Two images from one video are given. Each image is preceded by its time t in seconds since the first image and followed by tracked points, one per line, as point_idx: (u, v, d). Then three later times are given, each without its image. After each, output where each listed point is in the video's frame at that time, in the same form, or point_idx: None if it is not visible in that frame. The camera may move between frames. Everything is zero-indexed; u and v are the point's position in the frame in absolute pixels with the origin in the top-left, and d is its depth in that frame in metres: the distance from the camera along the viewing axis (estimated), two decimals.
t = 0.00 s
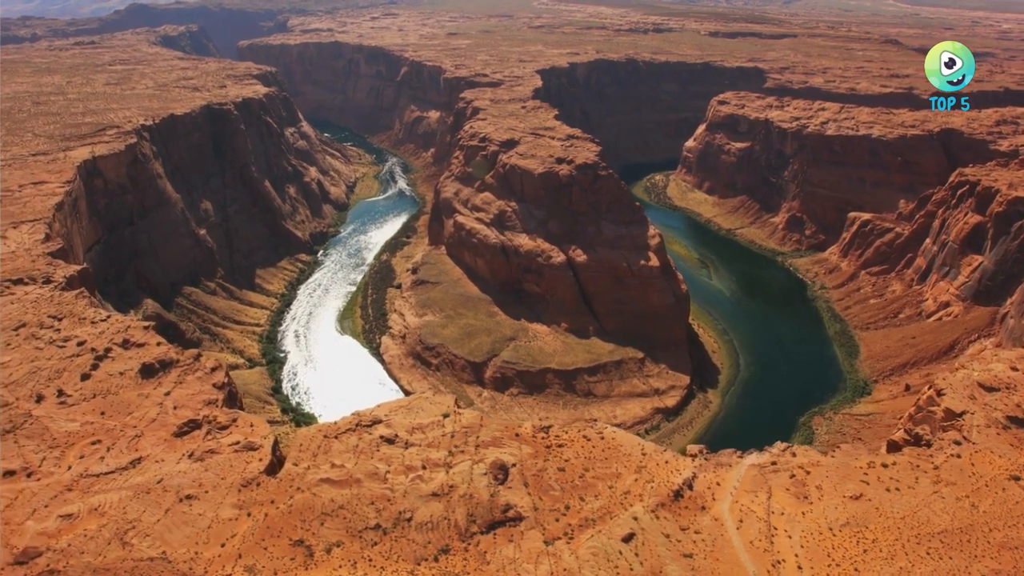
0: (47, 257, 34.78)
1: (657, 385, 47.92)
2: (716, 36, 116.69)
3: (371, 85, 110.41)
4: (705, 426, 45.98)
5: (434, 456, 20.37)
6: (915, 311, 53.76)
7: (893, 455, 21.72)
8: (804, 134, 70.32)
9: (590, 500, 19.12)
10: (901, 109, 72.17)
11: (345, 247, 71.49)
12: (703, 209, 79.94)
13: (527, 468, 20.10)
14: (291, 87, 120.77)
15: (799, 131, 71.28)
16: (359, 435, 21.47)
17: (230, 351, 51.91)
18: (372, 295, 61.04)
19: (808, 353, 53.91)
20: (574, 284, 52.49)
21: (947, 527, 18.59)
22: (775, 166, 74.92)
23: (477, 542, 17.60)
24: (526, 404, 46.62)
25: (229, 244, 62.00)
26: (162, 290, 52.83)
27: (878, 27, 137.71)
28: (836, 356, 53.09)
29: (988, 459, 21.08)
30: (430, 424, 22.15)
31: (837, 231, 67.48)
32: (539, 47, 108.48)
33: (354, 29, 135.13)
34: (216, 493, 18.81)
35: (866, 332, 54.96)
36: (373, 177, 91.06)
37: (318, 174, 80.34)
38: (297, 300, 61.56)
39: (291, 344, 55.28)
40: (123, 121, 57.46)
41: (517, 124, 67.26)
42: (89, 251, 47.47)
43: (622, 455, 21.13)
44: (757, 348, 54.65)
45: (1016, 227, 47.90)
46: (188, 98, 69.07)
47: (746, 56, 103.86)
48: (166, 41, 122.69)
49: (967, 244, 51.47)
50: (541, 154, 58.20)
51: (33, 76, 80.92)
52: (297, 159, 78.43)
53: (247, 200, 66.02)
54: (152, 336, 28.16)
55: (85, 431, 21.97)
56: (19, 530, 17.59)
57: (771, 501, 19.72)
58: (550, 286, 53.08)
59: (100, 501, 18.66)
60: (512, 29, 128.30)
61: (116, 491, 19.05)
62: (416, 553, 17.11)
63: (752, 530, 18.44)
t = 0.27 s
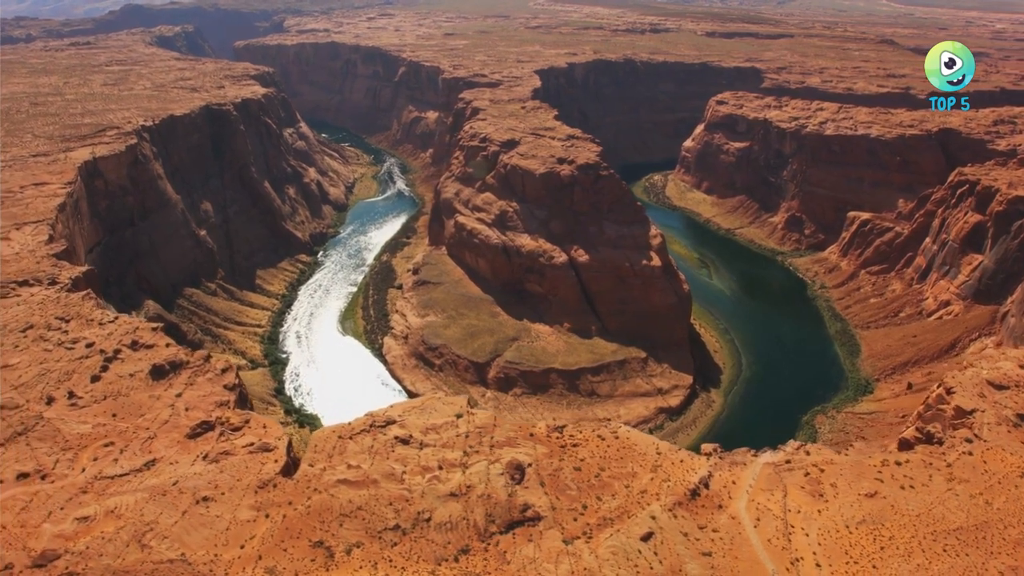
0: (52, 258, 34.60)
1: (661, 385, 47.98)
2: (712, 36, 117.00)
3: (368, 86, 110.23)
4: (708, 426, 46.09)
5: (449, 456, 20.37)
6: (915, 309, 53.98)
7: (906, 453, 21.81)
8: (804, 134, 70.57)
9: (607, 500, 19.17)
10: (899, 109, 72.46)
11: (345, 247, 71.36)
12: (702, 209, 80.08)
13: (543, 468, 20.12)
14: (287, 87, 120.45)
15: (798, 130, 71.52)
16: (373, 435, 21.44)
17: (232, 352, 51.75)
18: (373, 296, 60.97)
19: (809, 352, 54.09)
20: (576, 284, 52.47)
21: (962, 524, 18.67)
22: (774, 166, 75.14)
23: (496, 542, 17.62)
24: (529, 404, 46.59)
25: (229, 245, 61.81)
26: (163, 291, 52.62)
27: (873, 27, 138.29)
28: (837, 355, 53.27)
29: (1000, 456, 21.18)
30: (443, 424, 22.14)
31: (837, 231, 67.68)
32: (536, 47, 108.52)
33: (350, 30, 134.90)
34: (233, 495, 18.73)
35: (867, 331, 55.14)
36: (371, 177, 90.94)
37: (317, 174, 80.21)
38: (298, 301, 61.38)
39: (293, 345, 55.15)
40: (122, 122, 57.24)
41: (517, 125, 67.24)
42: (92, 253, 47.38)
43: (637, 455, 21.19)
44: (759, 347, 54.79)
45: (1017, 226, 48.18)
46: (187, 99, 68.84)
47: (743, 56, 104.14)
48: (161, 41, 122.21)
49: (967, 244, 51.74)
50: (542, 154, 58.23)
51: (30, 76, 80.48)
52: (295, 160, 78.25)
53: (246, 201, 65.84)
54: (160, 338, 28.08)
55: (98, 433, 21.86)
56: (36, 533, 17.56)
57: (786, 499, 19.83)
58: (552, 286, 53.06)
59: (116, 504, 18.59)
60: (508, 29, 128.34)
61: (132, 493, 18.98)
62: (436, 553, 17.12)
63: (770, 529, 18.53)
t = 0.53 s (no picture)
0: (55, 260, 34.51)
1: (664, 384, 48.05)
2: (709, 36, 117.27)
3: (365, 86, 110.09)
4: (710, 425, 46.19)
5: (463, 456, 20.41)
6: (915, 308, 54.17)
7: (917, 451, 21.93)
8: (802, 134, 70.78)
9: (622, 499, 19.22)
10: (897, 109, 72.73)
11: (345, 248, 71.22)
12: (701, 208, 80.20)
13: (557, 468, 20.17)
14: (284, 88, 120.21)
15: (797, 130, 71.74)
16: (386, 436, 21.42)
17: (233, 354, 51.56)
18: (374, 296, 60.87)
19: (810, 351, 54.24)
20: (578, 284, 52.49)
21: (975, 521, 18.78)
22: (772, 166, 75.33)
23: (512, 542, 17.63)
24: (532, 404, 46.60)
25: (229, 246, 61.65)
26: (164, 292, 52.40)
27: (869, 27, 138.75)
28: (839, 354, 53.40)
29: (1010, 454, 21.30)
30: (454, 425, 22.16)
31: (836, 230, 67.89)
32: (534, 48, 108.57)
33: (347, 30, 134.74)
34: (247, 497, 18.69)
35: (867, 330, 55.29)
36: (369, 178, 90.83)
37: (316, 175, 80.05)
38: (298, 302, 61.20)
39: (294, 347, 55.00)
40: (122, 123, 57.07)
41: (517, 125, 67.23)
42: (92, 254, 47.09)
43: (650, 454, 21.29)
44: (760, 347, 54.88)
45: (1016, 225, 48.45)
46: (186, 100, 68.67)
47: (740, 56, 104.42)
48: (157, 42, 121.81)
49: (967, 242, 51.99)
50: (543, 154, 58.27)
51: (27, 77, 80.14)
52: (294, 160, 78.06)
53: (246, 202, 65.65)
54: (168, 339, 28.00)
55: (109, 435, 21.79)
56: (50, 536, 17.49)
57: (799, 497, 19.95)
58: (554, 286, 53.06)
59: (130, 506, 18.52)
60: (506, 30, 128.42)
61: (145, 496, 18.91)
62: (453, 553, 17.12)
63: (784, 527, 18.63)
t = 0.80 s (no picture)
0: (59, 261, 34.38)
1: (666, 384, 48.13)
2: (706, 36, 117.58)
3: (363, 87, 109.94)
4: (713, 424, 46.34)
5: (476, 457, 20.54)
6: (915, 307, 54.35)
7: (927, 449, 22.15)
8: (801, 134, 70.99)
9: (636, 498, 19.33)
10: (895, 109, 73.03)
11: (344, 249, 71.08)
12: (700, 208, 80.34)
13: (570, 468, 20.28)
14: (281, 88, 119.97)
15: (795, 130, 71.97)
16: (397, 436, 21.51)
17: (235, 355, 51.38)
18: (374, 297, 60.78)
19: (811, 350, 54.41)
20: (579, 284, 52.51)
21: (987, 518, 18.98)
22: (771, 166, 75.54)
23: (529, 542, 17.70)
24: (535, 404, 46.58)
25: (229, 246, 61.48)
26: (164, 293, 52.17)
27: (864, 27, 139.30)
28: (839, 354, 53.54)
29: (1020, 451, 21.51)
30: (466, 425, 22.19)
31: (835, 230, 68.09)
32: (531, 48, 108.63)
33: (344, 30, 134.57)
34: (261, 498, 18.67)
35: (867, 329, 55.47)
36: (368, 178, 90.71)
37: (315, 176, 79.88)
38: (299, 303, 61.04)
39: (295, 348, 54.86)
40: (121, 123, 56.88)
41: (516, 125, 67.23)
42: (93, 255, 46.82)
43: (663, 453, 21.45)
44: (761, 346, 55.00)
45: (1016, 224, 48.71)
46: (184, 100, 68.48)
47: (737, 56, 104.70)
48: (153, 42, 121.37)
49: (967, 241, 52.22)
50: (544, 154, 58.30)
51: (23, 78, 79.78)
52: (293, 161, 77.91)
53: (245, 203, 65.46)
54: (175, 341, 27.93)
55: (119, 437, 21.71)
56: (65, 538, 17.43)
57: (812, 496, 20.16)
58: (556, 286, 53.06)
59: (144, 508, 18.44)
60: (503, 30, 128.52)
61: (159, 498, 18.84)
62: (470, 553, 17.19)
63: (799, 525, 18.81)
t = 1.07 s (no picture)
0: (63, 263, 34.20)
1: (669, 383, 48.21)
2: (702, 36, 117.87)
3: (360, 87, 109.72)
4: (717, 422, 46.60)
5: (492, 458, 20.99)
6: (915, 306, 54.63)
7: (939, 447, 22.58)
8: (800, 134, 71.23)
9: (652, 498, 19.76)
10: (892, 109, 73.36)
11: (344, 249, 70.96)
12: (698, 208, 80.48)
13: (585, 468, 20.69)
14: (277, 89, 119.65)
15: (794, 130, 72.22)
16: (412, 438, 21.82)
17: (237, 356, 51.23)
18: (375, 298, 60.76)
19: (812, 349, 54.58)
20: (581, 284, 52.53)
21: (1001, 515, 19.47)
22: (770, 165, 75.78)
23: (548, 541, 18.10)
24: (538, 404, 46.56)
25: (229, 248, 61.27)
26: (165, 295, 51.92)
27: (859, 27, 139.84)
28: (840, 353, 53.75)
29: None
30: (480, 425, 22.42)
31: (834, 229, 68.34)
32: (528, 48, 108.66)
33: (340, 31, 134.34)
34: (278, 500, 18.83)
35: (867, 328, 55.75)
36: (366, 179, 90.58)
37: (313, 176, 79.72)
38: (299, 304, 60.91)
39: (297, 349, 54.74)
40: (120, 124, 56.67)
41: (516, 126, 67.22)
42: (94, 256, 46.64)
43: (676, 453, 21.89)
44: (762, 346, 55.15)
45: (1015, 223, 49.03)
46: (183, 101, 68.23)
47: (734, 56, 104.98)
48: (148, 43, 120.81)
49: (966, 240, 52.51)
50: (544, 154, 58.34)
51: (19, 79, 79.28)
52: (291, 162, 77.73)
53: (245, 204, 65.24)
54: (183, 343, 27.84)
55: (131, 439, 21.64)
56: (81, 541, 17.36)
57: (827, 494, 20.63)
58: (557, 286, 53.06)
59: (160, 510, 18.42)
60: (499, 30, 128.55)
61: (174, 500, 18.81)
62: (491, 554, 17.57)
63: (815, 523, 19.28)
